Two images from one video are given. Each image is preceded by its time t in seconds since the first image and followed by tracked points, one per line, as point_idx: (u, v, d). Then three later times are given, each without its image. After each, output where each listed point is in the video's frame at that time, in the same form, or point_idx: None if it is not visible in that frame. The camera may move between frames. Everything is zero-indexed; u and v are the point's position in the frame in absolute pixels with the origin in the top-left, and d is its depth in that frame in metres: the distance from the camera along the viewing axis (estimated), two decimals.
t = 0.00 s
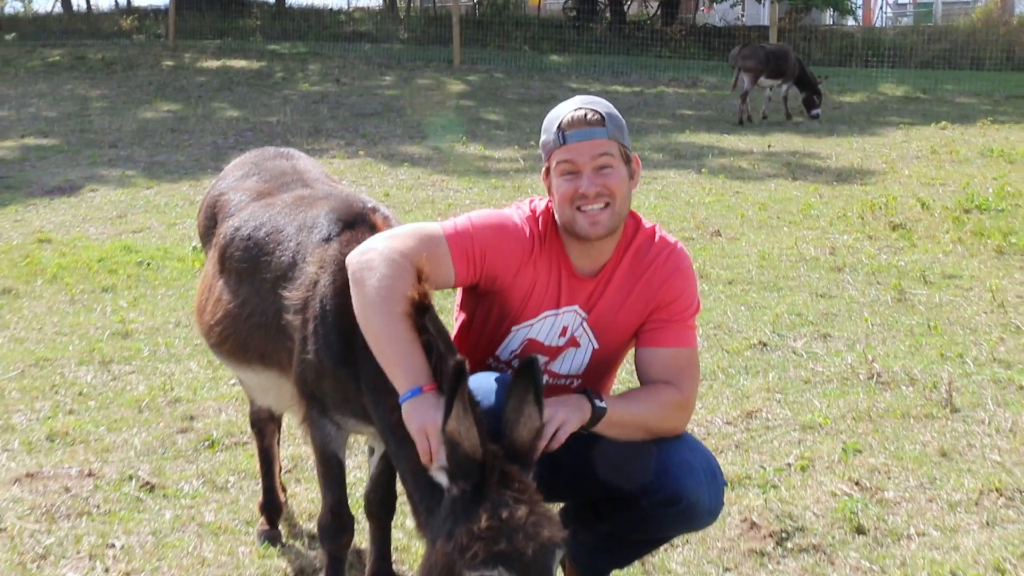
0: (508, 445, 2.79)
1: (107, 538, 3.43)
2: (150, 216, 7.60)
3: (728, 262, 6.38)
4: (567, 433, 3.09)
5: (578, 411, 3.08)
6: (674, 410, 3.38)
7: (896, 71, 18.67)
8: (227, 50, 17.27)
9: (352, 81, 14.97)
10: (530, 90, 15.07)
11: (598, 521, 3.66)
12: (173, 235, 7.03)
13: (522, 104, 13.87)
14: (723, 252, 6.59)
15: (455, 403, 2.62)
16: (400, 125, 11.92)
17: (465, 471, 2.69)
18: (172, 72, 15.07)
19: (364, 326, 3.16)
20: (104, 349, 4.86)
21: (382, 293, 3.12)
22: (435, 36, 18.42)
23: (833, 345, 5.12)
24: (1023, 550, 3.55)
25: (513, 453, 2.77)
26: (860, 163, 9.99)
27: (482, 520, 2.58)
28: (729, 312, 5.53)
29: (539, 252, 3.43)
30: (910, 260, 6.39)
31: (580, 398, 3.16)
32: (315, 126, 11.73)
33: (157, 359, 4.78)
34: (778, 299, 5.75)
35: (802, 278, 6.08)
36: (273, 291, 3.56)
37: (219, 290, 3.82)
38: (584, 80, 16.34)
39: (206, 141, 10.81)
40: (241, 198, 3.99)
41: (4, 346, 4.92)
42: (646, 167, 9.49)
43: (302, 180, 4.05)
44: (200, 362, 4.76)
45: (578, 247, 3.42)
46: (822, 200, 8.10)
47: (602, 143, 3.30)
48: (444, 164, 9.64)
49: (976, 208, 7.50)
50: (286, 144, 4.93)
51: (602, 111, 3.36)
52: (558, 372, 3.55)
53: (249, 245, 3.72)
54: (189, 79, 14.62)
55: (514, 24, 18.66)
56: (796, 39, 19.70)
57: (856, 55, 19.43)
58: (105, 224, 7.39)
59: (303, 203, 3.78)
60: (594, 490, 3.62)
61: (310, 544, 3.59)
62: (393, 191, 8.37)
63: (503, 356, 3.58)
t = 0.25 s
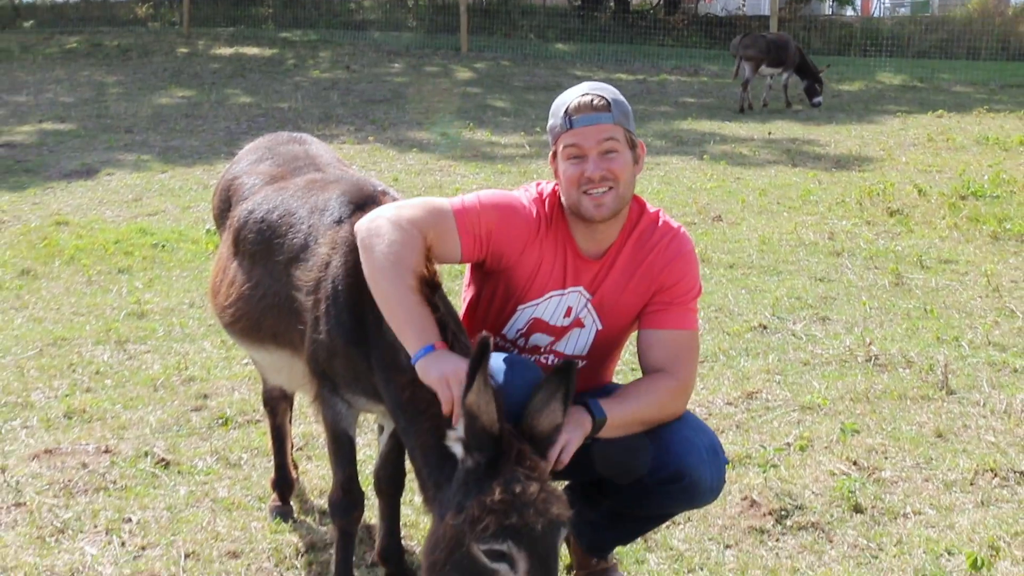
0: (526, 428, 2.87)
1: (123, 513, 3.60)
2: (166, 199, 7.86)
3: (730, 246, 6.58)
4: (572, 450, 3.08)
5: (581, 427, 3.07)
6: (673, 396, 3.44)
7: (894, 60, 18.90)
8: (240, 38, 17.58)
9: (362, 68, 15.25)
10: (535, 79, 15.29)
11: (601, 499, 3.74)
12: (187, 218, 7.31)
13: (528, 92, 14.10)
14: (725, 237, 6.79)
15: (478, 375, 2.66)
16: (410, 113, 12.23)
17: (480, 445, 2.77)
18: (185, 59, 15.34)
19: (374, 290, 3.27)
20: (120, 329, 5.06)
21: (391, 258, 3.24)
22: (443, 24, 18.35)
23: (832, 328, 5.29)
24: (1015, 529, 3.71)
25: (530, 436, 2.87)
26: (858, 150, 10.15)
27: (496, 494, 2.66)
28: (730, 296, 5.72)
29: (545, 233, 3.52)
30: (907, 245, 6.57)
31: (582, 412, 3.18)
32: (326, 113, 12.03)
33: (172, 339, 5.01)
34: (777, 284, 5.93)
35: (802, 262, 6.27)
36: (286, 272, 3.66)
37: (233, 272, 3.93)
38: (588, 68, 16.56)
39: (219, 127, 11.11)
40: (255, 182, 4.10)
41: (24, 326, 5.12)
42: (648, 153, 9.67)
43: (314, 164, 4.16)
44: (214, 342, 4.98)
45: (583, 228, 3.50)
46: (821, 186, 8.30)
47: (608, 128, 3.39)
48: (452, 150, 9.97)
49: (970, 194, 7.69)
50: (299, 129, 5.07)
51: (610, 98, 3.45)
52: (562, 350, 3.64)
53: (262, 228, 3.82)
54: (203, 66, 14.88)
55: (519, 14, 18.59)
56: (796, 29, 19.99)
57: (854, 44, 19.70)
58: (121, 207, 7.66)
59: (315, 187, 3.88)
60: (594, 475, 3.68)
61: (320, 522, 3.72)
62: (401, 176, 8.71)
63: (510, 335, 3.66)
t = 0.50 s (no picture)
0: (527, 400, 2.98)
1: (143, 488, 3.80)
2: (183, 182, 8.18)
3: (735, 231, 6.72)
4: (580, 397, 3.27)
5: (588, 375, 3.24)
6: (681, 371, 3.54)
7: (898, 48, 18.94)
8: (256, 24, 17.78)
9: (375, 55, 15.41)
10: (545, 65, 15.41)
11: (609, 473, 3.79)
12: (204, 200, 7.59)
13: (537, 79, 14.26)
14: (730, 221, 6.94)
15: (481, 359, 2.76)
16: (422, 99, 12.47)
17: (485, 425, 2.87)
18: (201, 45, 15.52)
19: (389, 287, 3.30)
20: (138, 310, 5.29)
21: (406, 254, 3.28)
22: (454, 11, 18.42)
23: (835, 311, 5.40)
24: (1015, 507, 3.81)
25: (531, 408, 2.97)
26: (862, 137, 10.23)
27: (501, 472, 2.78)
28: (735, 279, 5.86)
29: (554, 218, 3.57)
30: (910, 230, 6.68)
31: (592, 363, 3.32)
32: (340, 99, 12.26)
33: (190, 319, 5.22)
34: (782, 267, 6.06)
35: (805, 246, 6.39)
36: (301, 255, 3.75)
37: (250, 254, 4.03)
38: (597, 56, 16.66)
39: (235, 113, 11.38)
40: (271, 166, 4.20)
41: (46, 305, 5.34)
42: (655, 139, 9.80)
43: (330, 149, 4.25)
44: (231, 321, 5.22)
45: (591, 215, 3.55)
46: (825, 172, 8.43)
47: (616, 113, 3.44)
48: (463, 135, 10.25)
49: (972, 180, 7.80)
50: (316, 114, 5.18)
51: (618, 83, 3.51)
52: (573, 333, 3.71)
53: (278, 212, 3.92)
54: (219, 53, 15.04)
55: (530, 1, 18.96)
56: (801, 17, 19.81)
57: (860, 32, 19.72)
58: (140, 188, 7.97)
59: (330, 170, 3.97)
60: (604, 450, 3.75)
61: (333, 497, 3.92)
62: (413, 160, 8.95)
63: (521, 318, 3.77)
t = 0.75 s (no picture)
0: (536, 380, 3.10)
1: (162, 460, 4.05)
2: (200, 165, 8.56)
3: (736, 214, 6.93)
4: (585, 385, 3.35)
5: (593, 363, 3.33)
6: (684, 351, 3.67)
7: (896, 35, 19.06)
8: (270, 10, 17.93)
9: (385, 41, 15.48)
10: (552, 52, 15.50)
11: (615, 452, 3.93)
12: (220, 182, 7.98)
13: (543, 64, 14.42)
14: (731, 204, 7.16)
15: (483, 336, 2.90)
16: (432, 83, 12.65)
17: (491, 399, 3.01)
18: (218, 31, 15.69)
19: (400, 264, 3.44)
20: (157, 288, 5.63)
21: (415, 233, 3.42)
22: None
23: (833, 292, 5.62)
24: (1006, 482, 3.97)
25: (538, 388, 3.10)
26: (860, 122, 10.38)
27: (508, 448, 2.90)
28: (736, 260, 6.07)
29: (561, 200, 3.67)
30: (906, 214, 6.89)
31: (596, 350, 3.43)
32: (351, 83, 12.48)
33: (207, 298, 5.55)
34: (782, 249, 6.28)
35: (804, 229, 6.60)
36: (315, 234, 3.88)
37: (267, 233, 4.18)
38: (602, 43, 16.73)
39: (250, 97, 11.65)
40: (287, 148, 4.35)
41: (69, 284, 5.68)
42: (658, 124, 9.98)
43: (344, 132, 4.40)
44: (246, 301, 5.54)
45: (598, 197, 3.65)
46: (823, 156, 8.61)
47: (622, 98, 3.56)
48: (472, 120, 10.52)
49: (967, 166, 8.01)
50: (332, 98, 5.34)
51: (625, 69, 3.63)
52: (578, 311, 3.82)
53: (294, 193, 4.06)
54: (234, 38, 15.21)
55: None
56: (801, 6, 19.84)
57: (858, 21, 19.80)
58: (158, 172, 8.36)
59: (344, 152, 4.11)
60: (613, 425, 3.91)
61: (346, 469, 4.15)
62: (423, 144, 9.20)
63: (529, 296, 3.86)
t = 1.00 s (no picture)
0: (546, 356, 3.16)
1: (174, 434, 4.22)
2: (210, 146, 8.79)
3: (736, 194, 7.07)
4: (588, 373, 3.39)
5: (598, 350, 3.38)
6: (686, 331, 3.69)
7: (895, 20, 19.15)
8: None
9: (392, 25, 15.57)
10: (556, 35, 15.56)
11: (615, 428, 4.00)
12: (229, 163, 8.20)
13: (548, 47, 14.51)
14: (732, 185, 7.29)
15: (496, 308, 2.95)
16: (438, 66, 12.76)
17: (500, 372, 3.05)
18: (228, 15, 15.80)
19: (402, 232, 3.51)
20: (169, 266, 5.83)
21: (417, 202, 3.48)
22: None
23: (831, 271, 5.76)
24: (1000, 456, 4.05)
25: (546, 362, 3.15)
26: (858, 104, 10.45)
27: (516, 417, 2.98)
28: (736, 240, 6.21)
29: (561, 177, 3.72)
30: (904, 194, 7.02)
31: (600, 337, 3.47)
32: (359, 66, 12.61)
33: (217, 276, 5.75)
34: (781, 228, 6.41)
35: (804, 210, 6.74)
36: (324, 213, 3.98)
37: (277, 213, 4.28)
38: (606, 26, 16.80)
39: (259, 79, 11.80)
40: (297, 129, 4.46)
41: (81, 262, 5.88)
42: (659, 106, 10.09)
43: (352, 113, 4.50)
44: (256, 278, 5.74)
45: (597, 174, 3.69)
46: (822, 138, 8.72)
47: (632, 79, 3.62)
48: (477, 101, 10.65)
49: (963, 147, 8.11)
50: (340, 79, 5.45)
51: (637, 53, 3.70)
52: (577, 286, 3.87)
53: (303, 172, 4.16)
54: (244, 22, 15.31)
55: None
56: None
57: (856, 6, 20.11)
58: (170, 152, 8.58)
59: (351, 133, 4.20)
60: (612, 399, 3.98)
61: (353, 442, 4.32)
62: (429, 126, 9.36)
63: (529, 272, 3.91)
